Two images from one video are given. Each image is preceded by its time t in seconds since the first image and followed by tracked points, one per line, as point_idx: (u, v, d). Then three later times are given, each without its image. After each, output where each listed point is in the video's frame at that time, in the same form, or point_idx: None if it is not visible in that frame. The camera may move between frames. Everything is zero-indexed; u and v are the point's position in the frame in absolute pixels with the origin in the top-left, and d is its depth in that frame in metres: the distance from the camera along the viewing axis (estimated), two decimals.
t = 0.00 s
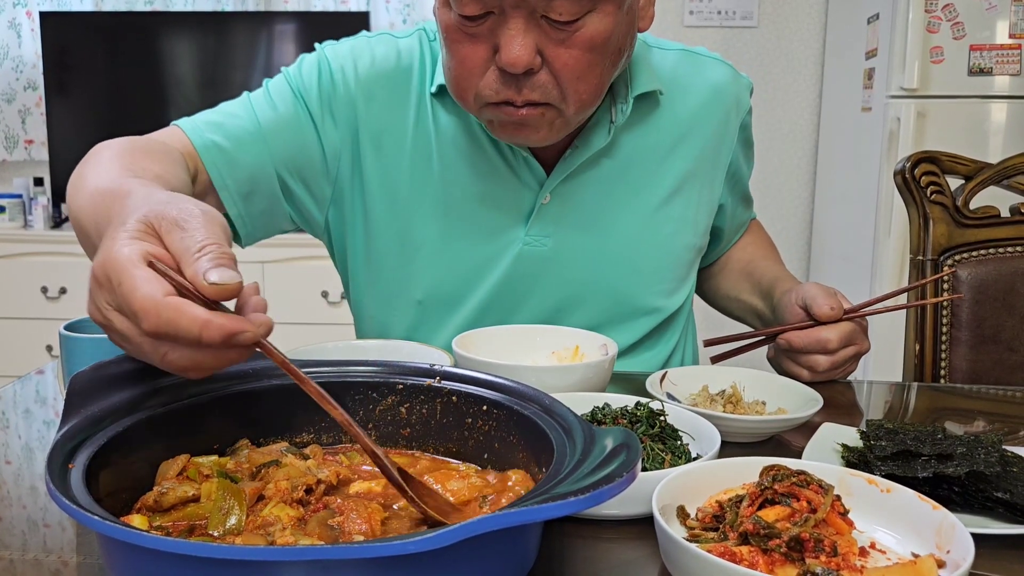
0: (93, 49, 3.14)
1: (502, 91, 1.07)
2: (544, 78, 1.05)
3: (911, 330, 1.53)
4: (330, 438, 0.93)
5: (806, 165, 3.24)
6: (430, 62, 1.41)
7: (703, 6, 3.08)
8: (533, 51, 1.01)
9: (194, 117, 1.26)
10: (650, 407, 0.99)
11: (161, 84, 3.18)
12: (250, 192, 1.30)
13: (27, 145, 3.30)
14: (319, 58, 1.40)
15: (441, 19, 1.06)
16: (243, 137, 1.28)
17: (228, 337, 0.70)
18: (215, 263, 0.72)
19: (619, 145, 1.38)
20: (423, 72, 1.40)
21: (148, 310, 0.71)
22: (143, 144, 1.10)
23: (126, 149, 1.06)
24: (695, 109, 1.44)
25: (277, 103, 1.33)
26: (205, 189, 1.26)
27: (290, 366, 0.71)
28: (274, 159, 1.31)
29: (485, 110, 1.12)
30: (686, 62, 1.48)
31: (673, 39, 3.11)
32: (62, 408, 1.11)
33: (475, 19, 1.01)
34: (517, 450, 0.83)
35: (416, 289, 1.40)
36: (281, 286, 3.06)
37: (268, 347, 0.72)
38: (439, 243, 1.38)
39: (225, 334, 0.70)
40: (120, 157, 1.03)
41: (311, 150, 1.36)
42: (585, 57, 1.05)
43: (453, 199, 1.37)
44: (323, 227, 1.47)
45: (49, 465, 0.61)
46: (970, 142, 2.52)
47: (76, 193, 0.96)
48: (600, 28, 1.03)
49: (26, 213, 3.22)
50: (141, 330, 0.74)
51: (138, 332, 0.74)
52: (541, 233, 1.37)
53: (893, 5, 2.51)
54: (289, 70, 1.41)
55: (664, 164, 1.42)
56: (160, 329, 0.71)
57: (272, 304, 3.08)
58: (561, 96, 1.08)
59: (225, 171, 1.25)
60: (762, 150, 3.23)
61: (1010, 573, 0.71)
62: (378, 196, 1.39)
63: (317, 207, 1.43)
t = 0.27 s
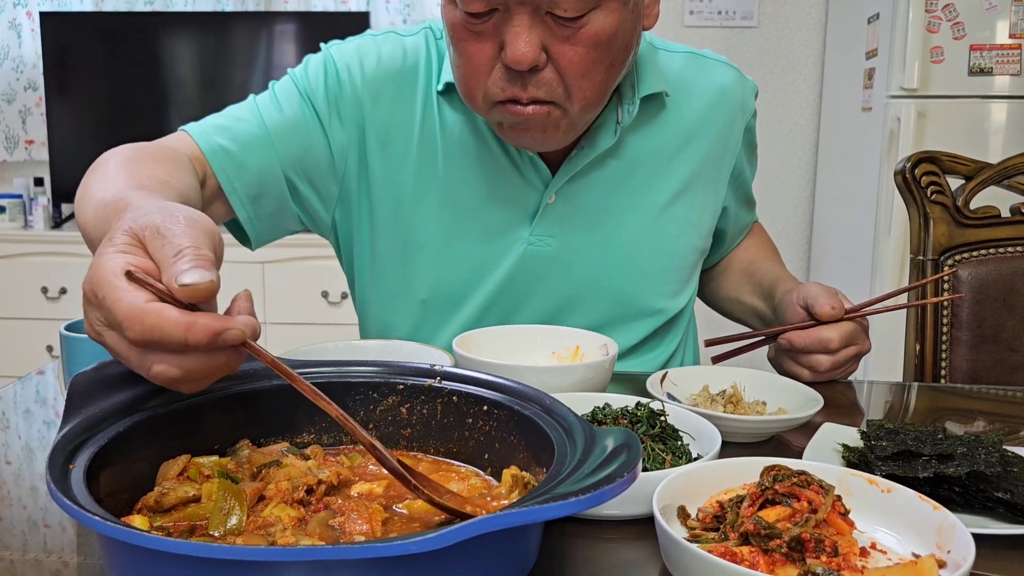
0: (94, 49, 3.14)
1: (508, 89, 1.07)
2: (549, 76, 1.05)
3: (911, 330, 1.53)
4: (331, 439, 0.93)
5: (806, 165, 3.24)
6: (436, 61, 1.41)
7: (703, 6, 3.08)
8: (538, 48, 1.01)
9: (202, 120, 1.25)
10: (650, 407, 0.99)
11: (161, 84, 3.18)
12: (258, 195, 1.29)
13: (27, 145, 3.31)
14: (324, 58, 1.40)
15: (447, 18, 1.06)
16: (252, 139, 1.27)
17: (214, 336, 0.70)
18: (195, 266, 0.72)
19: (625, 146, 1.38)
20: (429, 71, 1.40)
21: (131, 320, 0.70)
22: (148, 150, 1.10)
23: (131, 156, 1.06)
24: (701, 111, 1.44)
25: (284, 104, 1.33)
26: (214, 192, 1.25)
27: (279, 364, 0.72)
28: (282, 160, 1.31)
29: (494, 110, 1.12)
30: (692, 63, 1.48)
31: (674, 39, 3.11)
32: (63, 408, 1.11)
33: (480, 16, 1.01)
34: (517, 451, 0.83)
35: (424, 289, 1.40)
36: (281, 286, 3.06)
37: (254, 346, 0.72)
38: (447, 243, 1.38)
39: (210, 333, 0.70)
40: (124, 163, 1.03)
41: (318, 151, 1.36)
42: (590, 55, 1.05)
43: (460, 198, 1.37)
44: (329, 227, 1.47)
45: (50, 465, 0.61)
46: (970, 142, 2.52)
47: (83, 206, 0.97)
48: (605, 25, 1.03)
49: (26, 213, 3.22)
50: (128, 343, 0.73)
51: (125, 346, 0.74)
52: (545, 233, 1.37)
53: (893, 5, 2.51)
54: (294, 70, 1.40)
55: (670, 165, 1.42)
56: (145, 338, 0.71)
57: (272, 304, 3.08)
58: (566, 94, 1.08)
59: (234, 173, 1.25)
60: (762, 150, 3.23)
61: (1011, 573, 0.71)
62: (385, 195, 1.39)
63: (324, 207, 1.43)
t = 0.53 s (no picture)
0: (94, 50, 3.14)
1: (506, 88, 1.07)
2: (548, 74, 1.05)
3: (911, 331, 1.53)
4: (331, 440, 0.93)
5: (806, 165, 3.24)
6: (438, 60, 1.41)
7: (703, 6, 3.08)
8: (536, 46, 1.01)
9: (204, 118, 1.25)
10: (650, 408, 0.99)
11: (161, 84, 3.18)
12: (261, 193, 1.29)
13: (27, 145, 3.31)
14: (326, 57, 1.40)
15: (446, 16, 1.07)
16: (255, 138, 1.27)
17: (253, 349, 0.72)
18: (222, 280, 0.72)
19: (627, 147, 1.38)
20: (431, 70, 1.40)
21: (166, 341, 0.70)
22: (148, 151, 1.10)
23: (131, 157, 1.06)
24: (702, 112, 1.44)
25: (287, 103, 1.33)
26: (217, 191, 1.25)
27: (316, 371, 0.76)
28: (284, 159, 1.31)
29: (494, 108, 1.11)
30: (693, 64, 1.48)
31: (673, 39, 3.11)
32: (63, 409, 1.11)
33: (479, 14, 1.01)
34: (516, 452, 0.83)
35: (426, 288, 1.40)
36: (281, 286, 3.06)
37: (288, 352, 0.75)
38: (449, 242, 1.38)
39: (248, 346, 0.72)
40: (125, 166, 1.03)
41: (321, 150, 1.36)
42: (589, 53, 1.04)
43: (463, 197, 1.37)
44: (331, 226, 1.47)
45: (49, 467, 0.61)
46: (970, 142, 2.52)
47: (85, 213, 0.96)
48: (603, 23, 1.03)
49: (27, 214, 3.22)
50: (160, 360, 0.73)
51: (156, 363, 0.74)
52: (546, 233, 1.37)
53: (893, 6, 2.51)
54: (297, 69, 1.40)
55: (671, 166, 1.42)
56: (183, 357, 0.71)
57: (272, 304, 3.08)
58: (565, 91, 1.08)
59: (237, 172, 1.24)
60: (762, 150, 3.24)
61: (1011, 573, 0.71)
62: (387, 194, 1.39)
63: (326, 206, 1.43)
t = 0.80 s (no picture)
0: (94, 50, 3.14)
1: (508, 89, 1.07)
2: (548, 75, 1.05)
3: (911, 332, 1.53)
4: (330, 442, 0.93)
5: (806, 166, 3.24)
6: (441, 61, 1.41)
7: (703, 7, 3.08)
8: (537, 47, 1.01)
9: (207, 118, 1.24)
10: (650, 409, 0.99)
11: (162, 85, 3.18)
12: (263, 193, 1.29)
13: (27, 146, 3.31)
14: (330, 57, 1.40)
15: (447, 18, 1.07)
16: (258, 138, 1.27)
17: (245, 381, 0.71)
18: (214, 313, 0.72)
19: (629, 148, 1.38)
20: (434, 71, 1.41)
21: (157, 376, 0.70)
22: (146, 152, 1.11)
23: (131, 160, 1.07)
24: (704, 113, 1.44)
25: (290, 103, 1.33)
26: (220, 191, 1.25)
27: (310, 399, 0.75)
28: (287, 159, 1.30)
29: (493, 109, 1.12)
30: (695, 66, 1.48)
31: (673, 40, 3.11)
32: (63, 409, 1.12)
33: (479, 16, 1.01)
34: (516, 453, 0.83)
35: (428, 289, 1.40)
36: (282, 286, 3.06)
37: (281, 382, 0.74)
38: (451, 244, 1.38)
39: (240, 378, 0.71)
40: (123, 169, 1.04)
41: (323, 150, 1.35)
42: (589, 54, 1.04)
43: (465, 198, 1.37)
44: (333, 227, 1.47)
45: (50, 469, 0.61)
46: (970, 143, 2.52)
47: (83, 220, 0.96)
48: (603, 24, 1.03)
49: (27, 214, 3.23)
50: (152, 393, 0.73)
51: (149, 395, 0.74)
52: (548, 235, 1.37)
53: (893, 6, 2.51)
54: (299, 69, 1.40)
55: (673, 168, 1.42)
56: (174, 390, 0.71)
57: (272, 305, 3.08)
58: (565, 92, 1.08)
59: (239, 172, 1.24)
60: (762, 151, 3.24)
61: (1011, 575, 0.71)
62: (389, 195, 1.39)
63: (327, 207, 1.43)
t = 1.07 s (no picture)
0: (94, 51, 3.14)
1: (512, 91, 1.07)
2: (551, 78, 1.05)
3: (911, 334, 1.53)
4: (332, 444, 0.92)
5: (806, 167, 3.24)
6: (446, 62, 1.41)
7: (703, 8, 3.08)
8: (539, 50, 1.01)
9: (213, 122, 1.24)
10: (651, 411, 0.99)
11: (162, 86, 3.18)
12: (270, 197, 1.29)
13: (27, 147, 3.31)
14: (334, 59, 1.39)
15: (450, 22, 1.07)
16: (264, 141, 1.27)
17: (216, 376, 0.69)
18: (185, 305, 0.70)
19: (631, 150, 1.38)
20: (439, 73, 1.41)
21: (129, 375, 0.69)
22: (148, 155, 1.11)
23: (135, 166, 1.06)
24: (706, 115, 1.44)
25: (295, 105, 1.32)
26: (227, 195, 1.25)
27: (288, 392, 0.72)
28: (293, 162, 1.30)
29: (499, 111, 1.12)
30: (698, 68, 1.48)
31: (674, 41, 3.11)
32: (63, 410, 1.12)
33: (482, 18, 1.01)
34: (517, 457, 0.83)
35: (434, 291, 1.40)
36: (282, 287, 3.06)
37: (258, 378, 0.71)
38: (457, 246, 1.38)
39: (212, 373, 0.69)
40: (128, 176, 1.03)
41: (330, 153, 1.35)
42: (592, 56, 1.04)
43: (470, 200, 1.37)
44: (338, 228, 1.47)
45: (51, 472, 0.61)
46: (970, 145, 2.52)
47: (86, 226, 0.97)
48: (606, 27, 1.03)
49: (27, 215, 3.23)
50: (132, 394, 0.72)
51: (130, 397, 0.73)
52: (552, 236, 1.37)
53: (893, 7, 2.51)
54: (304, 71, 1.40)
55: (676, 169, 1.42)
56: (147, 389, 0.69)
57: (273, 306, 3.08)
58: (569, 94, 1.08)
59: (246, 176, 1.24)
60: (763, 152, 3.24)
61: None
62: (394, 197, 1.40)
63: (333, 209, 1.43)
